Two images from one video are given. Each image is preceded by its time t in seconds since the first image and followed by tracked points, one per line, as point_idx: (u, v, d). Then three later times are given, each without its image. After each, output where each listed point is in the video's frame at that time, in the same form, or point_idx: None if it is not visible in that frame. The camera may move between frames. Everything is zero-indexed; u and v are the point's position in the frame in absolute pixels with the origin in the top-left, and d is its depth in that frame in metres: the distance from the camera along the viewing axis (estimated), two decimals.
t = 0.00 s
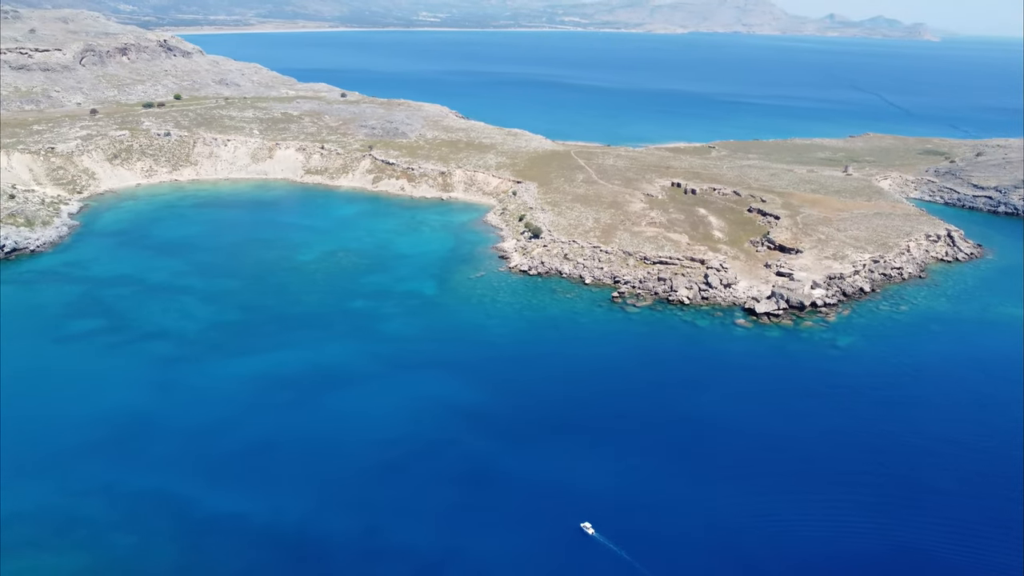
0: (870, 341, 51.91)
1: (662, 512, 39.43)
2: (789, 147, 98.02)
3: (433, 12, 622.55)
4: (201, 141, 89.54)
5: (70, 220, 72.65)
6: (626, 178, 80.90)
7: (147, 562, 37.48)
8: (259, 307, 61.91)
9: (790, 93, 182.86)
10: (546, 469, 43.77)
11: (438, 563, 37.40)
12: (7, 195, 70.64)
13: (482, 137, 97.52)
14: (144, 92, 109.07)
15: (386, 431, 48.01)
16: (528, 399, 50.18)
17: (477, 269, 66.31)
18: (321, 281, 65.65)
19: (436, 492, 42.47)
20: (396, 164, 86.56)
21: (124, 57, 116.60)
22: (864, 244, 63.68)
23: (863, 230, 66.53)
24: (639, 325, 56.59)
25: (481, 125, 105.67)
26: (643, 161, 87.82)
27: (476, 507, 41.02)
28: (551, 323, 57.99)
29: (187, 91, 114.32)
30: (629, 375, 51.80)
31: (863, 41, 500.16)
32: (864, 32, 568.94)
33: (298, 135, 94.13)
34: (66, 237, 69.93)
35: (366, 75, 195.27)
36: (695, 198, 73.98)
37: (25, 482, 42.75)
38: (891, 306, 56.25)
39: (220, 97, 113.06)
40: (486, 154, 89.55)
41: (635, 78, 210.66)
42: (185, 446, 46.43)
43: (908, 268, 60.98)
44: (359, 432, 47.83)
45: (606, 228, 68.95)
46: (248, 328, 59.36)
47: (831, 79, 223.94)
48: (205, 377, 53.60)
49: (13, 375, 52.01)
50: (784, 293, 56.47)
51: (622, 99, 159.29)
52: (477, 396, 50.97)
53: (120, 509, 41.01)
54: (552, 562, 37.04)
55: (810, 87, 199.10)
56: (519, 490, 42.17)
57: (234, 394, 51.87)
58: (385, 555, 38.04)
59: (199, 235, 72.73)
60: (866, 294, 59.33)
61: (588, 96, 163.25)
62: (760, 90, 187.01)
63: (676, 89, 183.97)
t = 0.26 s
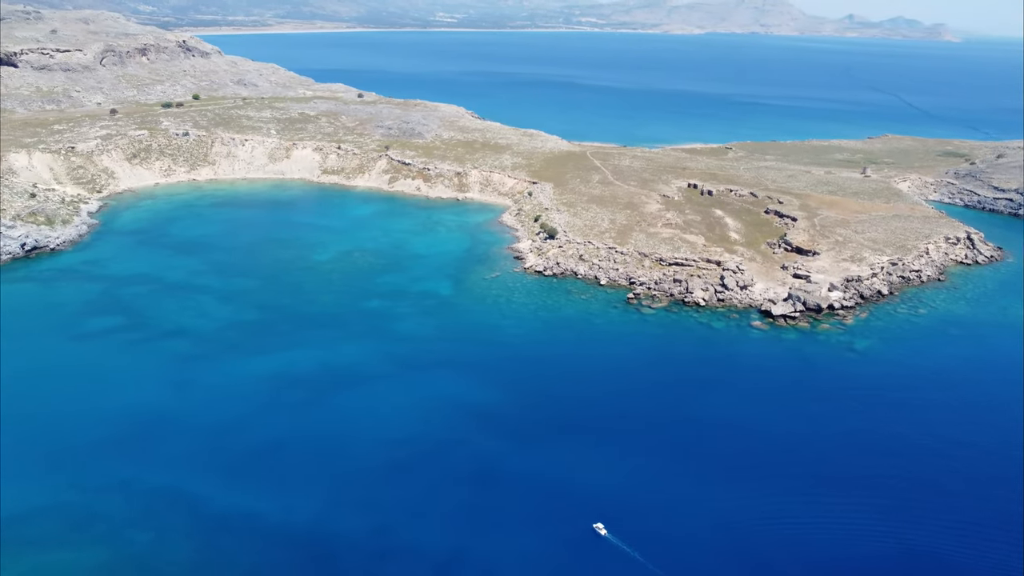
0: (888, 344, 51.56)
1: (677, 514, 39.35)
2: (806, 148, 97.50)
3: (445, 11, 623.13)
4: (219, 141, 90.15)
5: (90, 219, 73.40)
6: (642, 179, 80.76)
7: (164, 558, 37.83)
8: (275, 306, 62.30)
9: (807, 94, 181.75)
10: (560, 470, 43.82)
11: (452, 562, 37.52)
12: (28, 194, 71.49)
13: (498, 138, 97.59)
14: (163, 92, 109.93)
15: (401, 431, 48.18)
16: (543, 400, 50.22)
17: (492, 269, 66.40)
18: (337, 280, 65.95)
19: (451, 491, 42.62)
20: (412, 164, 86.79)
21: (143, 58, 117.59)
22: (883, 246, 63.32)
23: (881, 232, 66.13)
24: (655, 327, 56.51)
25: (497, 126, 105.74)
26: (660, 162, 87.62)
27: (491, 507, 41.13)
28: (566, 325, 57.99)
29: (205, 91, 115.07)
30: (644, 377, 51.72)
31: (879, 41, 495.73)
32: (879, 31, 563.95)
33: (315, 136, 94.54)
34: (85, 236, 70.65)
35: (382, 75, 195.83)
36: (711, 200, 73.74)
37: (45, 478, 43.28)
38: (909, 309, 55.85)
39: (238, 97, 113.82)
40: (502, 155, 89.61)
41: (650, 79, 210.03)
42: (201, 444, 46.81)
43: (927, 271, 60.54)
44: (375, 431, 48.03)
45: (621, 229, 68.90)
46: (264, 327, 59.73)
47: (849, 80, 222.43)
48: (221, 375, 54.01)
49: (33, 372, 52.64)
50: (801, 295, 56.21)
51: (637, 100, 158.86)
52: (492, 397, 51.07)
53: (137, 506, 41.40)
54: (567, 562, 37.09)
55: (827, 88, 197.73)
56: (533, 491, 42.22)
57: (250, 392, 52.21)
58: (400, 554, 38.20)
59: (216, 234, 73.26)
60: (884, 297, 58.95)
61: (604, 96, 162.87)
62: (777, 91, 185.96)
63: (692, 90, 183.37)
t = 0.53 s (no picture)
0: (905, 348, 51.19)
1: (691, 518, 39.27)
2: (823, 149, 96.94)
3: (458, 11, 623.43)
4: (236, 141, 90.72)
5: (109, 218, 74.08)
6: (658, 180, 80.55)
7: (179, 555, 38.16)
8: (290, 306, 62.65)
9: (824, 95, 180.60)
10: (574, 471, 43.83)
11: (466, 563, 37.62)
12: (49, 193, 72.36)
13: (514, 138, 97.62)
14: (181, 92, 110.68)
15: (415, 430, 48.35)
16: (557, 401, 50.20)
17: (507, 270, 66.45)
18: (352, 280, 66.21)
19: (464, 491, 42.72)
20: (428, 165, 86.96)
21: (162, 58, 118.54)
22: (901, 249, 62.93)
23: (899, 234, 65.72)
24: (670, 329, 56.36)
25: (512, 126, 105.79)
26: (676, 162, 87.36)
27: (504, 508, 41.20)
28: (581, 325, 57.93)
29: (222, 91, 115.79)
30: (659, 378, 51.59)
31: (895, 41, 492.02)
32: (895, 32, 558.51)
33: (331, 136, 94.91)
34: (104, 235, 71.32)
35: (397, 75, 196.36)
36: (728, 201, 73.46)
37: (64, 474, 43.75)
38: (926, 312, 55.44)
39: (255, 97, 114.54)
40: (518, 155, 89.63)
41: (665, 79, 209.47)
42: (217, 442, 47.16)
43: (946, 274, 60.08)
44: (389, 431, 48.19)
45: (637, 230, 68.78)
46: (278, 326, 60.06)
47: (866, 81, 220.93)
48: (237, 373, 54.37)
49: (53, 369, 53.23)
50: (817, 297, 55.87)
51: (653, 100, 158.41)
52: (507, 397, 51.11)
53: (154, 503, 41.78)
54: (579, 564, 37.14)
55: (844, 89, 196.42)
56: (546, 491, 42.30)
57: (265, 391, 52.50)
58: (412, 554, 38.34)
59: (232, 233, 73.74)
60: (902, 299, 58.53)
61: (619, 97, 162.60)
62: (793, 92, 184.92)
63: (707, 90, 182.72)
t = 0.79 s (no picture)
0: (923, 351, 50.81)
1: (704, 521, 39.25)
2: (841, 151, 96.36)
3: (471, 11, 623.66)
4: (253, 141, 91.28)
5: (127, 217, 74.81)
6: (674, 181, 80.38)
7: (194, 552, 38.52)
8: (305, 305, 63.03)
9: (841, 95, 179.30)
10: (587, 472, 43.92)
11: (478, 563, 37.75)
12: (69, 192, 73.34)
13: (530, 138, 97.63)
14: (200, 92, 111.45)
15: (429, 430, 48.56)
16: (571, 402, 50.21)
17: (522, 271, 66.53)
18: (367, 280, 66.51)
19: (478, 491, 42.90)
20: (443, 165, 87.16)
21: (180, 58, 119.48)
22: (919, 251, 62.56)
23: (918, 236, 65.30)
24: (685, 331, 56.22)
25: (528, 127, 105.79)
26: (692, 164, 87.13)
27: (517, 508, 41.36)
28: (595, 327, 57.90)
29: (240, 91, 116.54)
30: (674, 380, 51.49)
31: (911, 41, 488.44)
32: (911, 31, 554.11)
33: (348, 136, 95.29)
34: (122, 233, 72.02)
35: (411, 76, 196.87)
36: (744, 202, 73.20)
37: (82, 470, 44.28)
38: (945, 316, 55.00)
39: (273, 97, 115.28)
40: (533, 156, 89.64)
41: (680, 80, 208.89)
42: (233, 440, 47.54)
43: (965, 277, 59.60)
44: (403, 431, 48.38)
45: (652, 231, 68.69)
46: (293, 325, 60.41)
47: (883, 82, 219.17)
48: (253, 372, 54.75)
49: (71, 367, 53.84)
50: (834, 299, 55.54)
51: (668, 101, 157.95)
52: (521, 398, 51.16)
53: (170, 500, 42.19)
54: (591, 564, 37.28)
55: (861, 90, 195.02)
56: (558, 492, 42.41)
57: (281, 390, 52.86)
58: (425, 553, 38.51)
59: (249, 233, 74.24)
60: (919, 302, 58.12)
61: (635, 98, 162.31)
62: (810, 93, 183.75)
63: (723, 91, 182.06)
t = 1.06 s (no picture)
0: (941, 355, 50.42)
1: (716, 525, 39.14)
2: (859, 153, 95.79)
3: (484, 11, 624.16)
4: (271, 142, 91.85)
5: (145, 216, 75.50)
6: (690, 183, 80.20)
7: (209, 549, 38.82)
8: (320, 304, 63.36)
9: (859, 97, 178.00)
10: (599, 474, 43.91)
11: (490, 564, 37.82)
12: (88, 191, 74.20)
13: (545, 139, 97.64)
14: (218, 92, 112.26)
15: (443, 430, 48.69)
16: (585, 404, 50.16)
17: (537, 272, 66.59)
18: (382, 280, 66.75)
19: (490, 492, 42.98)
20: (459, 166, 87.34)
21: (199, 59, 120.43)
22: (938, 254, 62.24)
23: (936, 239, 64.90)
24: (700, 332, 56.03)
25: (544, 128, 105.83)
26: (708, 165, 86.91)
27: (530, 509, 41.43)
28: (610, 328, 57.86)
29: (258, 91, 117.26)
30: (689, 383, 51.36)
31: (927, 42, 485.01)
32: (926, 32, 549.68)
33: (364, 136, 95.65)
34: (141, 232, 72.68)
35: (426, 77, 197.44)
36: (761, 204, 72.90)
37: (100, 467, 44.73)
38: (963, 319, 54.54)
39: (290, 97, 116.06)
40: (549, 157, 89.64)
41: (695, 81, 208.27)
42: (248, 438, 47.85)
43: (984, 280, 59.14)
44: (417, 430, 48.52)
45: (668, 232, 68.56)
46: (308, 325, 60.67)
47: (902, 83, 217.45)
48: (268, 371, 55.04)
49: (88, 365, 54.40)
50: (851, 302, 55.15)
51: (684, 102, 157.52)
52: (535, 399, 51.17)
53: (185, 497, 42.58)
54: (603, 566, 37.29)
55: (879, 91, 193.68)
56: (571, 493, 42.47)
57: (296, 389, 53.15)
58: (438, 553, 38.63)
59: (265, 232, 74.71)
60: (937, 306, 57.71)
61: (650, 99, 162.06)
62: (827, 94, 182.61)
63: (739, 93, 181.33)
